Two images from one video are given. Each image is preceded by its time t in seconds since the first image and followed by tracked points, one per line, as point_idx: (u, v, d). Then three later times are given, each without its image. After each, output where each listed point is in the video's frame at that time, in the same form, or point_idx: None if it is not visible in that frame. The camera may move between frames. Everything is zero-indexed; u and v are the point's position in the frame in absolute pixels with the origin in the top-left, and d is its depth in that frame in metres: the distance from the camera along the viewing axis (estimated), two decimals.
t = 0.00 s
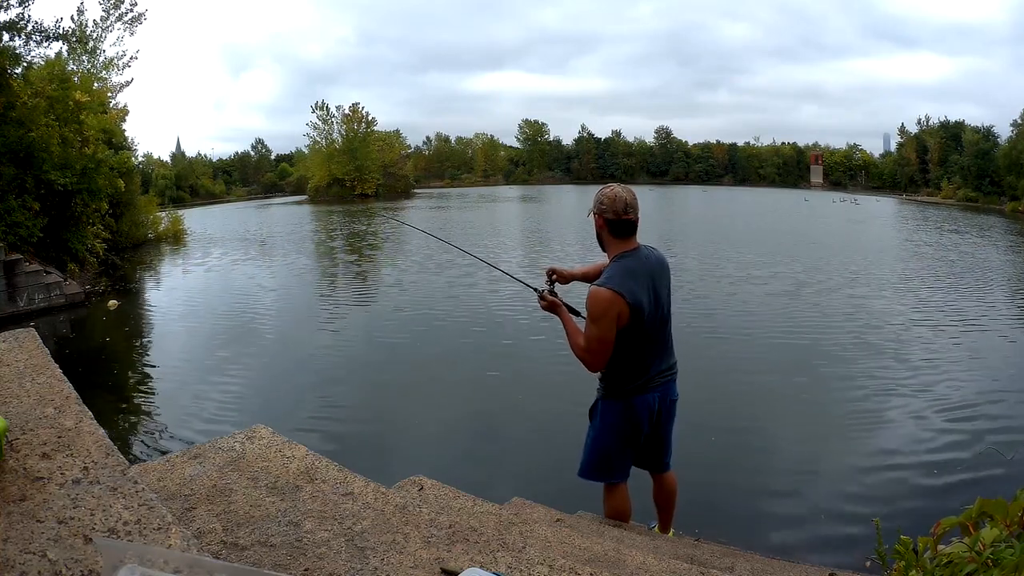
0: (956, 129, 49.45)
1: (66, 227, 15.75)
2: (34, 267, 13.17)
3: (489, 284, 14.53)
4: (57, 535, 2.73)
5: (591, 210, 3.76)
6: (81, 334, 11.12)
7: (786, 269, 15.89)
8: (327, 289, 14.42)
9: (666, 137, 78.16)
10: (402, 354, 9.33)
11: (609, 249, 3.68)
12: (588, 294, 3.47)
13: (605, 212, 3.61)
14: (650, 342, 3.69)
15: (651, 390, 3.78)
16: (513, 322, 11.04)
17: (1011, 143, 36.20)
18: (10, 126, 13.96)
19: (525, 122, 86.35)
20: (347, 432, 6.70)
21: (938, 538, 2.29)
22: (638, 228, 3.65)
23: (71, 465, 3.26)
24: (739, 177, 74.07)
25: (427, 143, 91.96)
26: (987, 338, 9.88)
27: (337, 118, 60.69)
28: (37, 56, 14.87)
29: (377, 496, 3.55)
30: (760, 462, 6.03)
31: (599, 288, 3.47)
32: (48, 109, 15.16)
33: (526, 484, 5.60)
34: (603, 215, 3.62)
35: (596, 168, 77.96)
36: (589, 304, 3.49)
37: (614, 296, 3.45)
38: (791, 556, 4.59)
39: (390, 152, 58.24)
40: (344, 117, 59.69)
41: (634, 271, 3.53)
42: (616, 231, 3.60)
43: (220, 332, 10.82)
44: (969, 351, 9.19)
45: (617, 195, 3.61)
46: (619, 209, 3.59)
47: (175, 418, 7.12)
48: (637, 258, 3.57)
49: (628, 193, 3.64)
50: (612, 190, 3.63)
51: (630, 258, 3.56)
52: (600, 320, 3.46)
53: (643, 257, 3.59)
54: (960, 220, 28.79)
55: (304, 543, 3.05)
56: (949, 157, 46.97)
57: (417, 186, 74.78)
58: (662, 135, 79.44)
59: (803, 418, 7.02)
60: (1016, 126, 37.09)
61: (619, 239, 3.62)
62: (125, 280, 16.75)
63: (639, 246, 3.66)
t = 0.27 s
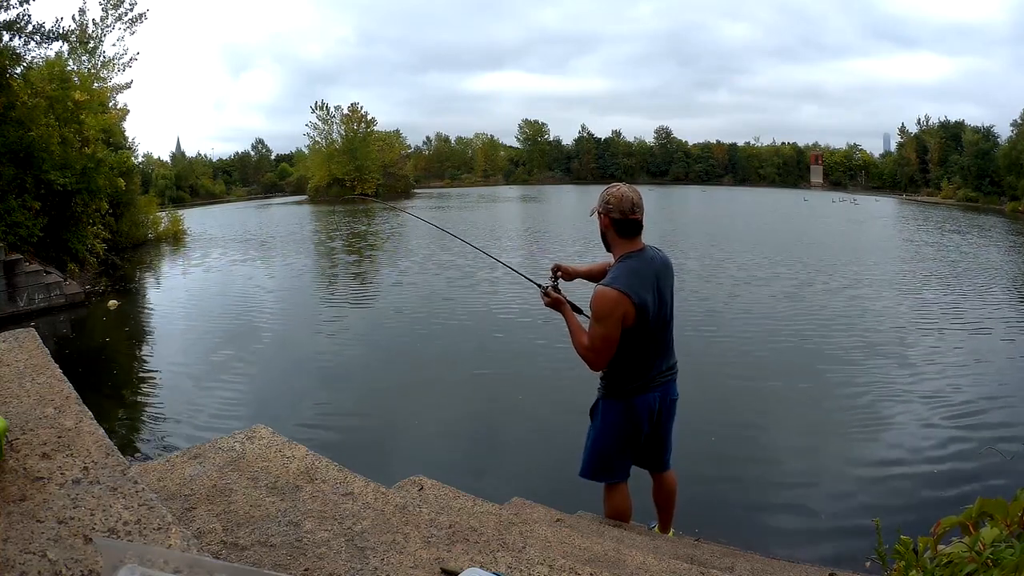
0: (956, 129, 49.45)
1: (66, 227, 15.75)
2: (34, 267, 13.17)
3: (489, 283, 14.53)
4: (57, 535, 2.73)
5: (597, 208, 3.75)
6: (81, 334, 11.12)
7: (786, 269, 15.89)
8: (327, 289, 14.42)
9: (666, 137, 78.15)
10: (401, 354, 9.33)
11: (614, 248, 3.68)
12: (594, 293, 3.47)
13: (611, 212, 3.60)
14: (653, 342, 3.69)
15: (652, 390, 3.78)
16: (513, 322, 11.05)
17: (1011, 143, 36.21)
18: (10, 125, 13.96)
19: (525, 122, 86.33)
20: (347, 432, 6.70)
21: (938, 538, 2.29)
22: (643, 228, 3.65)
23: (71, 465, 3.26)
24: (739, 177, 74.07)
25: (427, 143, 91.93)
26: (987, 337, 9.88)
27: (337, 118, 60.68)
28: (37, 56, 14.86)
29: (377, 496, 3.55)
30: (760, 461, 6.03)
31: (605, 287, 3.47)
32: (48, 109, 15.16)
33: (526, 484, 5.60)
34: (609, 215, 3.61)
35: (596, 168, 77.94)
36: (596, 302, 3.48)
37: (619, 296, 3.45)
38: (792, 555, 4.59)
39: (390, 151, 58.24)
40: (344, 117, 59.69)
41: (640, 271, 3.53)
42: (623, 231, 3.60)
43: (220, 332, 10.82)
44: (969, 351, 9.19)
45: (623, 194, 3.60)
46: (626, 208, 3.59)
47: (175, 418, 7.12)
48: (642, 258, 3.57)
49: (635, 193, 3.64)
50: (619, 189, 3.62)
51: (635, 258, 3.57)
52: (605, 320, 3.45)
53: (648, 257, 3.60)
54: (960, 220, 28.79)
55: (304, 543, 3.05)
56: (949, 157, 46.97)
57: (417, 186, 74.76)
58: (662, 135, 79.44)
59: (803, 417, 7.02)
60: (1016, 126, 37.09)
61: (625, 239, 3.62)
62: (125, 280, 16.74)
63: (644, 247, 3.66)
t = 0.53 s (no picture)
0: (956, 129, 49.45)
1: (66, 227, 15.76)
2: (34, 267, 13.18)
3: (489, 283, 14.53)
4: (57, 535, 2.73)
5: (601, 208, 3.76)
6: (82, 334, 11.12)
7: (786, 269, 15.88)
8: (327, 289, 14.42)
9: (666, 137, 78.14)
10: (402, 354, 9.32)
11: (620, 247, 3.68)
12: (600, 291, 3.47)
13: (617, 211, 3.61)
14: (654, 341, 3.69)
15: (653, 389, 3.78)
16: (513, 322, 11.04)
17: (1011, 143, 36.20)
18: (10, 125, 13.96)
19: (525, 122, 86.39)
20: (347, 431, 6.70)
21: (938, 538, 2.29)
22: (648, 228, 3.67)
23: (71, 465, 3.26)
24: (739, 177, 74.06)
25: (427, 143, 91.93)
26: (987, 337, 9.88)
27: (337, 119, 60.70)
28: (37, 56, 14.87)
29: (377, 496, 3.55)
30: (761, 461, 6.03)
31: (611, 285, 3.47)
32: (48, 109, 15.17)
33: (526, 484, 5.60)
34: (615, 213, 3.62)
35: (596, 168, 77.94)
36: (602, 299, 3.47)
37: (626, 294, 3.45)
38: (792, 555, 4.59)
39: (390, 152, 58.25)
40: (344, 117, 59.69)
41: (646, 271, 3.54)
42: (628, 230, 3.61)
43: (220, 332, 10.82)
44: (969, 350, 9.19)
45: (629, 194, 3.62)
46: (632, 207, 3.61)
47: (175, 419, 7.12)
48: (647, 258, 3.58)
49: (639, 193, 3.67)
50: (624, 189, 3.63)
51: (640, 258, 3.57)
52: (611, 318, 3.45)
53: (653, 257, 3.61)
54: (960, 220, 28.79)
55: (304, 543, 3.05)
56: (949, 157, 46.97)
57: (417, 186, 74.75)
58: (662, 135, 79.44)
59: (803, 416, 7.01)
60: (1016, 126, 37.10)
61: (630, 238, 3.63)
62: (125, 280, 16.75)
63: (648, 246, 3.68)
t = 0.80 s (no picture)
0: (956, 129, 49.44)
1: (66, 227, 15.76)
2: (34, 267, 13.18)
3: (489, 283, 14.53)
4: (57, 535, 2.73)
5: (610, 207, 3.75)
6: (82, 334, 11.12)
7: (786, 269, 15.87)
8: (327, 289, 14.42)
9: (666, 137, 78.15)
10: (402, 354, 9.32)
11: (627, 247, 3.68)
12: (609, 289, 3.47)
13: (626, 211, 3.61)
14: (658, 341, 3.70)
15: (653, 388, 3.78)
16: (513, 322, 11.04)
17: (1011, 143, 36.18)
18: (10, 125, 13.96)
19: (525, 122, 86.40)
20: (348, 432, 6.70)
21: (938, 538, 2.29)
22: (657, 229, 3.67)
23: (71, 465, 3.26)
24: (739, 177, 74.04)
25: (427, 143, 91.91)
26: (988, 337, 9.87)
27: (337, 119, 60.71)
28: (37, 56, 14.86)
29: (377, 496, 3.55)
30: (761, 461, 6.03)
31: (620, 284, 3.47)
32: (48, 109, 15.17)
33: (527, 484, 5.61)
34: (624, 214, 3.62)
35: (596, 168, 77.93)
36: (611, 295, 3.47)
37: (634, 293, 3.46)
38: (793, 555, 4.59)
39: (390, 151, 58.25)
40: (343, 117, 59.68)
41: (654, 271, 3.54)
42: (637, 230, 3.61)
43: (220, 332, 10.82)
44: (969, 350, 9.19)
45: (639, 194, 3.62)
46: (641, 208, 3.61)
47: (175, 419, 7.12)
48: (655, 258, 3.59)
49: (649, 193, 3.66)
50: (634, 189, 3.64)
51: (649, 258, 3.58)
52: (618, 316, 3.45)
53: (661, 258, 3.61)
54: (961, 220, 28.79)
55: (304, 543, 3.05)
56: (949, 157, 46.96)
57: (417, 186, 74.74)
58: (662, 135, 79.43)
59: (804, 417, 7.01)
60: (1016, 127, 37.08)
61: (639, 238, 3.64)
62: (125, 280, 16.75)
63: (657, 247, 3.68)
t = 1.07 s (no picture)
0: (956, 129, 49.44)
1: (66, 227, 15.76)
2: (34, 267, 13.18)
3: (489, 283, 14.53)
4: (57, 535, 2.73)
5: (612, 207, 3.76)
6: (82, 334, 11.12)
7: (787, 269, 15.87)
8: (328, 289, 14.42)
9: (666, 137, 78.16)
10: (403, 354, 9.31)
11: (629, 246, 3.68)
12: (610, 285, 3.47)
13: (629, 210, 3.61)
14: (659, 340, 3.69)
15: (655, 389, 3.78)
16: (514, 322, 11.04)
17: (1012, 143, 36.19)
18: (10, 125, 13.96)
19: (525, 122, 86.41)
20: (348, 432, 6.69)
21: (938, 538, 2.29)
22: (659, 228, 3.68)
23: (71, 465, 3.26)
24: (739, 177, 74.04)
25: (427, 143, 91.89)
26: (988, 337, 9.87)
27: (337, 119, 60.71)
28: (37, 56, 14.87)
29: (377, 496, 3.55)
30: (761, 462, 6.02)
31: (621, 280, 3.47)
32: (48, 109, 15.17)
33: (527, 484, 5.60)
34: (627, 213, 3.62)
35: (596, 168, 77.94)
36: (612, 292, 3.47)
37: (635, 290, 3.46)
38: (792, 555, 4.59)
39: (390, 151, 58.28)
40: (343, 117, 59.69)
41: (657, 269, 3.54)
42: (640, 229, 3.62)
43: (221, 332, 10.82)
44: (970, 350, 9.18)
45: (642, 194, 3.62)
46: (644, 207, 3.61)
47: (175, 419, 7.12)
48: (657, 257, 3.59)
49: (651, 193, 3.67)
50: (637, 188, 3.63)
51: (651, 256, 3.58)
52: (618, 312, 3.45)
53: (663, 257, 3.61)
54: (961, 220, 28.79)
55: (304, 543, 3.05)
56: (949, 157, 46.96)
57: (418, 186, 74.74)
58: (662, 135, 79.43)
59: (804, 417, 7.01)
60: (1016, 127, 37.09)
61: (641, 237, 3.64)
62: (125, 280, 16.76)
63: (660, 246, 3.68)
